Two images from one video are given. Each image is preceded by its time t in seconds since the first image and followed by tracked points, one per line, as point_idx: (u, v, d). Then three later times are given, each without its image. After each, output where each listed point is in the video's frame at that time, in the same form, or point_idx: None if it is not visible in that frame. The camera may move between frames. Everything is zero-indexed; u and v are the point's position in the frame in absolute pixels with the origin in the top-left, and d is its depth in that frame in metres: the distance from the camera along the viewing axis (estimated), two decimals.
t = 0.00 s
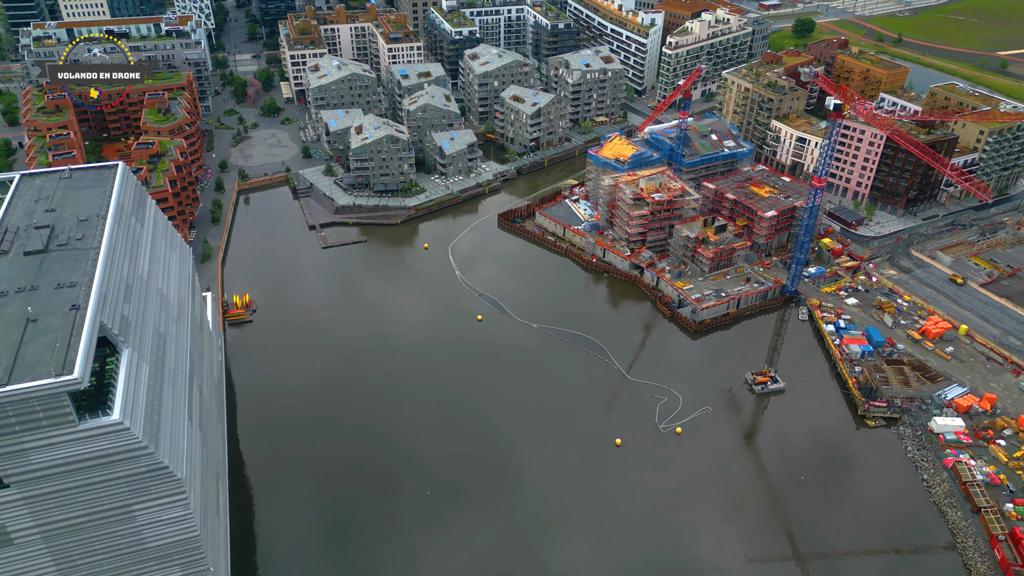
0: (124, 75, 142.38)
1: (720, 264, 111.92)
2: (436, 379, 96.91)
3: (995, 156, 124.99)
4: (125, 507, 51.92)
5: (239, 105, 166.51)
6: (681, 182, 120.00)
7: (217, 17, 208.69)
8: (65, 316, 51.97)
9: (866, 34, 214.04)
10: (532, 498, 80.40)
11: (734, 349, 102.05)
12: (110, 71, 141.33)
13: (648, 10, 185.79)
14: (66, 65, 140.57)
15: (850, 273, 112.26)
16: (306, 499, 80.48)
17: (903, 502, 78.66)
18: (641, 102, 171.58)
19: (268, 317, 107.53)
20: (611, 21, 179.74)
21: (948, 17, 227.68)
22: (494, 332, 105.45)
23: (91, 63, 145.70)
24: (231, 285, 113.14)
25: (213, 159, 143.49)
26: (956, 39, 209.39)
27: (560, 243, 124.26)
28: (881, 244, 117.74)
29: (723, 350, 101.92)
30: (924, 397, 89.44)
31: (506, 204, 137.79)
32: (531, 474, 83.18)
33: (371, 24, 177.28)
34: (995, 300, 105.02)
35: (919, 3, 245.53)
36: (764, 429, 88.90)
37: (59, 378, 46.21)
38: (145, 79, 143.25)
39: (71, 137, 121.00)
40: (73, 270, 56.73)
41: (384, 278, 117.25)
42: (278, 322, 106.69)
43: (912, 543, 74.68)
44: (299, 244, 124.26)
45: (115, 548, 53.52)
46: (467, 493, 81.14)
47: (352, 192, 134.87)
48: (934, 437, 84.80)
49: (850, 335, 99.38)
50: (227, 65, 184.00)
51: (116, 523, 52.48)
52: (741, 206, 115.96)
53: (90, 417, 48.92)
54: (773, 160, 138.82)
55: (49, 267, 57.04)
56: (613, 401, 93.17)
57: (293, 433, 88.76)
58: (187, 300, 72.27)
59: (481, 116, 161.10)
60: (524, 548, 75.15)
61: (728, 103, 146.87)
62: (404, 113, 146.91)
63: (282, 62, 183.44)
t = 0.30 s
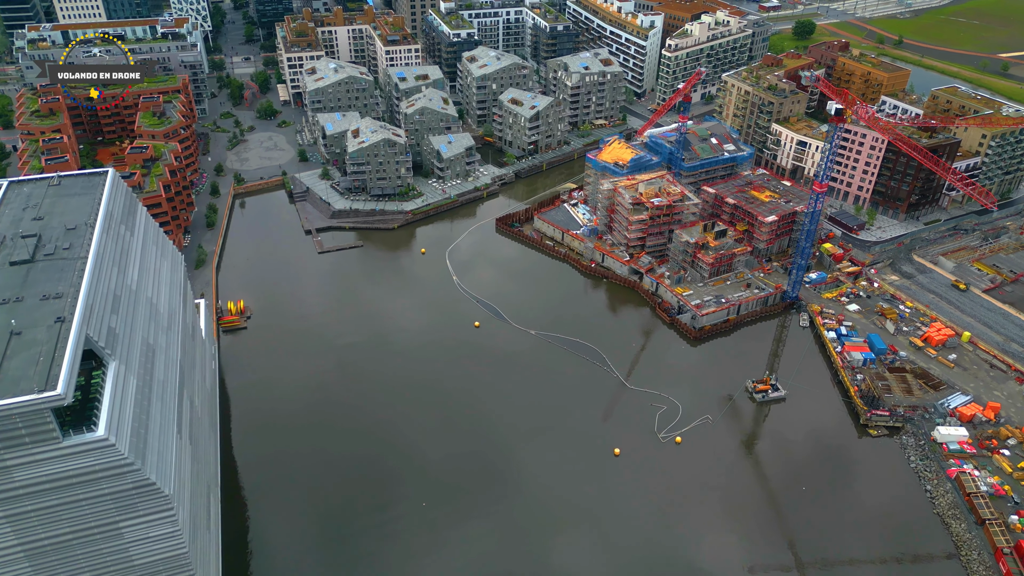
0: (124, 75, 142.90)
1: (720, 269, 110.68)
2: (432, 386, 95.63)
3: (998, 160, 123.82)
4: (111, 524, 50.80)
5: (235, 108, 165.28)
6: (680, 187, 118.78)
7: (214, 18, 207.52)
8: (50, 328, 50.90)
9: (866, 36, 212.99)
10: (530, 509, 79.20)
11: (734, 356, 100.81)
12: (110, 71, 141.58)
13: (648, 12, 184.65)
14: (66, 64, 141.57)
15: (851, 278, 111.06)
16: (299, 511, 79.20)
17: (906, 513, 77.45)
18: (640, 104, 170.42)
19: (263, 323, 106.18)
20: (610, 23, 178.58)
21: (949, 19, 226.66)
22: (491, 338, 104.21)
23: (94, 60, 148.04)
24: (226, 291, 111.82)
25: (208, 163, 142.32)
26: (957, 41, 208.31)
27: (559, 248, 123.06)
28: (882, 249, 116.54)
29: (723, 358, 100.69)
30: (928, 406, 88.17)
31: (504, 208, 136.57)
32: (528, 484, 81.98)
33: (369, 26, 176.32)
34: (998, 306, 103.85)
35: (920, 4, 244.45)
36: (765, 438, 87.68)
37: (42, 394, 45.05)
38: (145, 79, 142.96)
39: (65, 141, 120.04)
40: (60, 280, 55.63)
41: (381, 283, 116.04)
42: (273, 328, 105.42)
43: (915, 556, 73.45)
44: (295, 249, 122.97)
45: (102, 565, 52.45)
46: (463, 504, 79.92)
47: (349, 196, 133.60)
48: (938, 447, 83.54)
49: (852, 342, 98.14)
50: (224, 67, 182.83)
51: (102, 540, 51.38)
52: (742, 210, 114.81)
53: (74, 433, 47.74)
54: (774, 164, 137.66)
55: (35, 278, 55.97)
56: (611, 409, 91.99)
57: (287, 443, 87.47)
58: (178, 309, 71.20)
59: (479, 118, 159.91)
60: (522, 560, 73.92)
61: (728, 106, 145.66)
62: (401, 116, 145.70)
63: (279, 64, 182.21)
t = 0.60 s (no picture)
0: (124, 75, 140.43)
1: (720, 275, 109.46)
2: (429, 395, 94.40)
3: (1001, 164, 122.58)
4: (98, 543, 49.66)
5: (232, 111, 164.19)
6: (680, 191, 117.65)
7: (211, 20, 206.19)
8: (35, 342, 49.68)
9: (867, 39, 211.97)
10: (527, 521, 77.98)
11: (734, 364, 99.63)
12: (110, 71, 139.31)
13: (647, 14, 183.50)
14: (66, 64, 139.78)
15: (853, 284, 109.91)
16: (293, 523, 77.88)
17: (910, 526, 76.19)
18: (640, 107, 169.38)
19: (258, 330, 105.00)
20: (610, 25, 177.56)
21: (950, 21, 225.78)
22: (489, 345, 102.99)
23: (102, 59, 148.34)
24: (221, 297, 110.67)
25: (204, 166, 141.19)
26: (959, 43, 207.13)
27: (558, 253, 121.85)
28: (884, 254, 115.37)
29: (723, 365, 99.46)
30: (931, 414, 86.93)
31: (503, 212, 135.47)
32: (526, 496, 80.77)
33: (366, 28, 175.32)
34: (1002, 312, 102.66)
35: (920, 6, 243.55)
36: (766, 448, 86.47)
37: (25, 411, 43.85)
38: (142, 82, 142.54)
39: (58, 146, 118.41)
40: (45, 292, 54.43)
41: (377, 289, 114.81)
42: (268, 335, 104.21)
43: (920, 570, 72.18)
44: (291, 254, 121.77)
45: None
46: (460, 516, 78.69)
47: (345, 200, 132.38)
48: (941, 457, 82.31)
49: (854, 349, 96.90)
50: (221, 70, 181.80)
51: (88, 558, 50.26)
52: (742, 215, 113.61)
53: (59, 450, 46.54)
54: (774, 168, 136.53)
55: (20, 289, 54.76)
56: (610, 418, 90.77)
57: (282, 452, 86.27)
58: (169, 319, 70.09)
59: (477, 121, 158.69)
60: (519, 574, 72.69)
61: (728, 109, 144.49)
62: (399, 119, 144.51)
63: (276, 66, 181.05)
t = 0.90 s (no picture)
0: (123, 75, 143.55)
1: (721, 281, 108.26)
2: (425, 403, 93.07)
3: (1003, 168, 121.56)
4: (82, 562, 48.56)
5: (229, 113, 163.00)
6: (680, 196, 116.50)
7: (208, 22, 205.27)
8: (18, 356, 48.37)
9: (867, 41, 211.07)
10: (525, 533, 76.66)
11: (735, 371, 98.42)
12: (109, 71, 141.66)
13: (647, 16, 182.56)
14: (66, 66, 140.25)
15: (854, 290, 108.72)
16: (287, 536, 76.52)
17: (914, 538, 74.86)
18: (639, 110, 168.25)
19: (253, 337, 103.76)
20: (609, 28, 176.48)
21: (950, 23, 225.02)
22: (486, 352, 101.70)
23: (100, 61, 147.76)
24: (215, 303, 109.46)
25: (200, 170, 139.96)
26: (960, 46, 206.19)
27: (556, 258, 120.61)
28: (886, 259, 114.20)
29: (724, 373, 98.19)
30: (934, 424, 85.68)
31: (501, 217, 134.29)
32: (524, 507, 79.43)
33: (364, 30, 174.32)
34: (1005, 319, 101.49)
35: (921, 8, 242.72)
36: (767, 458, 85.14)
37: (6, 429, 42.57)
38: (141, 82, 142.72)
39: (52, 150, 117.47)
40: (31, 304, 53.18)
41: (374, 294, 113.48)
42: (262, 342, 102.85)
43: None
44: (286, 259, 120.49)
45: None
46: (456, 528, 77.35)
47: (342, 205, 131.11)
48: (945, 467, 81.04)
49: (856, 357, 95.66)
50: (217, 72, 180.63)
51: None
52: (743, 220, 112.42)
53: (41, 468, 45.24)
54: (775, 172, 135.37)
55: (5, 301, 53.54)
56: (609, 427, 89.45)
57: (275, 463, 84.92)
58: (159, 329, 68.92)
59: (475, 125, 157.47)
60: None
61: (728, 112, 143.38)
62: (396, 123, 143.33)
63: (273, 69, 179.82)
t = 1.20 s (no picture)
0: (124, 75, 141.78)
1: (720, 286, 107.08)
2: (421, 413, 91.87)
3: (1005, 172, 120.44)
4: None
5: (224, 117, 161.68)
6: (679, 200, 115.31)
7: (203, 24, 203.82)
8: None
9: (866, 42, 210.11)
10: (521, 547, 75.50)
11: (735, 379, 97.21)
12: (109, 71, 141.20)
13: (645, 18, 181.44)
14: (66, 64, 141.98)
15: (855, 295, 107.59)
16: (280, 550, 75.30)
17: (918, 551, 73.66)
18: (637, 113, 167.12)
19: (247, 344, 102.46)
20: (607, 30, 175.31)
21: (950, 24, 224.01)
22: (483, 360, 100.52)
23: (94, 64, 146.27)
24: (208, 310, 108.18)
25: (194, 174, 138.67)
26: (959, 47, 205.23)
27: (554, 263, 119.35)
28: (887, 264, 113.19)
29: (723, 380, 97.02)
30: (937, 432, 84.50)
31: (498, 221, 133.06)
32: (520, 520, 78.27)
33: (360, 32, 173.03)
34: (1007, 325, 100.36)
35: (920, 9, 241.73)
36: (767, 468, 83.98)
37: None
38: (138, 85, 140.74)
39: (43, 154, 116.51)
40: (14, 317, 51.79)
41: (370, 301, 112.23)
42: (256, 350, 101.60)
43: None
44: (281, 265, 119.18)
45: None
46: (452, 541, 76.23)
47: (337, 209, 129.80)
48: (948, 477, 79.82)
49: (857, 364, 94.49)
50: (212, 75, 179.28)
51: None
52: (742, 225, 111.24)
53: (22, 488, 43.87)
54: (774, 175, 134.30)
55: None
56: (607, 437, 88.32)
57: (268, 474, 83.66)
58: (147, 340, 67.70)
59: (472, 128, 156.25)
60: None
61: (727, 115, 142.26)
62: (392, 126, 142.06)
63: (268, 71, 178.44)
